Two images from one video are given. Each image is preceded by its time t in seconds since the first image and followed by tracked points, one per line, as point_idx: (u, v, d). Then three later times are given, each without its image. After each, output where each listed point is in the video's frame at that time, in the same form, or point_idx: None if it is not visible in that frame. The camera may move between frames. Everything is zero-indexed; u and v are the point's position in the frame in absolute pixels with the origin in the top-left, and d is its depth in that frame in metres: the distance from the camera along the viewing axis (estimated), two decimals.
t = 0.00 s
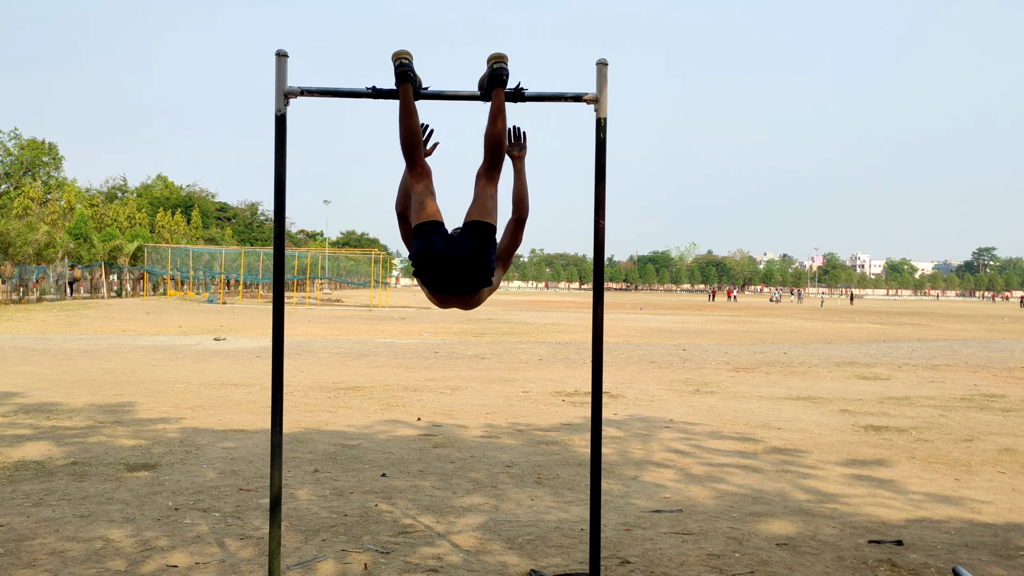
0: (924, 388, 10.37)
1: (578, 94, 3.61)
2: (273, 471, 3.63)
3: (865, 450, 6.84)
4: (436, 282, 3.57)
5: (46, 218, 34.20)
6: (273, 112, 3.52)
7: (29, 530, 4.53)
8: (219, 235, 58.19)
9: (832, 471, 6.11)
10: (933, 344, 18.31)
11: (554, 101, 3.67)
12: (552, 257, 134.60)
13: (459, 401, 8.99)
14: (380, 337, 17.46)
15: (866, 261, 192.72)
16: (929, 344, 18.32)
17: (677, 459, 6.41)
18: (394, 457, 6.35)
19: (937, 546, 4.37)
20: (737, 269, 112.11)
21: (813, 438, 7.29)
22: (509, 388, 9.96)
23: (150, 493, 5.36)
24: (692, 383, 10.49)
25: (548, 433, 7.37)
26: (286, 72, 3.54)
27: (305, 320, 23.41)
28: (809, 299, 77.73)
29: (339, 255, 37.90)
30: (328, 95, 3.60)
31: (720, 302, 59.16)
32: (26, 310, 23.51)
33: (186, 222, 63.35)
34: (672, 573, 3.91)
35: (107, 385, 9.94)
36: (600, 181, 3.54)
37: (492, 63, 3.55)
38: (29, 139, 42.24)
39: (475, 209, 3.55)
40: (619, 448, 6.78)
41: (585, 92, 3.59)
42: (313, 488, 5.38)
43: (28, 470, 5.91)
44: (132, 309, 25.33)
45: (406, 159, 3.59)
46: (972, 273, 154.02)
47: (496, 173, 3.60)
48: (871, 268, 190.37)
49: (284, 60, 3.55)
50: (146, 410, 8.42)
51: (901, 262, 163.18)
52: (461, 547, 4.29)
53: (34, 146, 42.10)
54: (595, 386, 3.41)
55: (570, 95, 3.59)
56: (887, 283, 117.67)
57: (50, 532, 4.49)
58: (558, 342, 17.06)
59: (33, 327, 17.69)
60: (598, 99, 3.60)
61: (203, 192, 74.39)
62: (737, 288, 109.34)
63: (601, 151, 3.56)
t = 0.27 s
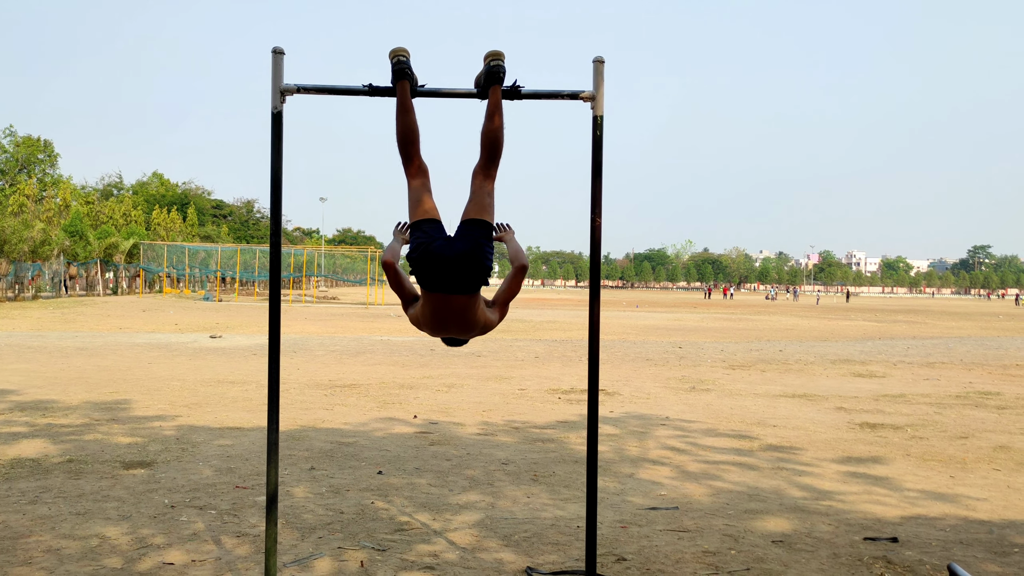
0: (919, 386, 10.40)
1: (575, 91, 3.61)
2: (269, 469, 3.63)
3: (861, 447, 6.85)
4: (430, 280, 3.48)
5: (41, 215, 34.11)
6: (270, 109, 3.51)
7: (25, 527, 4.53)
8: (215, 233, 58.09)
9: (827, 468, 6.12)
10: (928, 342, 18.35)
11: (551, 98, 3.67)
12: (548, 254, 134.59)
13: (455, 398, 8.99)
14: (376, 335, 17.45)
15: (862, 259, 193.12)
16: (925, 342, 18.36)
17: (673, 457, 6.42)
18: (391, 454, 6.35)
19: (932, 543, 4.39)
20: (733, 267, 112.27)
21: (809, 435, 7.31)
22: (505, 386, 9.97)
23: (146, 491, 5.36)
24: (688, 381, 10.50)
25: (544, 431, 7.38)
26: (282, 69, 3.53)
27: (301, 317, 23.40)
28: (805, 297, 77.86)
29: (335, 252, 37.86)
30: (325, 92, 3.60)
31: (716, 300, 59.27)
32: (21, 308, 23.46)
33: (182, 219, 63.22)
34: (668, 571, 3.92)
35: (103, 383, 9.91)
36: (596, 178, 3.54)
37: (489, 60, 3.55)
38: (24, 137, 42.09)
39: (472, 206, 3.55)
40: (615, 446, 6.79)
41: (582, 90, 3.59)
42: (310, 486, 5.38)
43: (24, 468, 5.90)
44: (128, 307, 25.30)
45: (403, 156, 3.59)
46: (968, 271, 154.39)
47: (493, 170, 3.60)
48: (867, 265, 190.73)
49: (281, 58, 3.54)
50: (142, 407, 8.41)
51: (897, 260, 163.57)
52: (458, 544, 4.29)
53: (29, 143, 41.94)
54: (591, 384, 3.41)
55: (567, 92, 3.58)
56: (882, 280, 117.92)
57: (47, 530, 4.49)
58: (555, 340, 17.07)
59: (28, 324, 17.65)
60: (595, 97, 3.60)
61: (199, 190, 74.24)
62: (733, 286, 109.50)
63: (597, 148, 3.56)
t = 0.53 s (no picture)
0: (915, 383, 10.42)
1: (571, 89, 3.61)
2: (265, 468, 3.62)
3: (856, 445, 6.87)
4: (425, 281, 3.46)
5: (37, 213, 34.00)
6: (266, 107, 3.50)
7: (20, 526, 4.51)
8: (211, 230, 57.96)
9: (823, 466, 6.13)
10: (924, 340, 18.39)
11: (547, 96, 3.67)
12: (545, 252, 134.64)
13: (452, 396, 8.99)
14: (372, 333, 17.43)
15: (858, 257, 193.50)
16: (921, 340, 18.40)
17: (669, 455, 6.43)
18: (387, 452, 6.34)
19: (928, 541, 4.40)
20: (730, 265, 112.45)
21: (805, 433, 7.32)
22: (501, 384, 9.97)
23: (142, 489, 5.34)
24: (685, 379, 10.52)
25: (541, 429, 7.37)
26: (278, 67, 3.52)
27: (297, 315, 23.36)
28: (801, 295, 77.96)
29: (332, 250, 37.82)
30: (320, 90, 3.59)
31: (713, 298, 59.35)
32: (16, 305, 23.39)
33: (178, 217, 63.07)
34: (665, 568, 3.92)
35: (98, 381, 9.88)
36: (593, 176, 3.53)
37: (486, 57, 3.54)
38: (20, 134, 41.95)
39: (467, 205, 3.55)
40: (611, 444, 6.79)
41: (578, 88, 3.59)
42: (306, 484, 5.37)
43: (19, 466, 5.89)
44: (124, 304, 25.25)
45: (398, 154, 3.57)
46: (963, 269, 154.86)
47: (489, 168, 3.60)
48: (863, 263, 191.11)
49: (277, 55, 3.53)
50: (138, 405, 8.39)
51: (892, 258, 163.96)
52: (454, 543, 4.29)
53: (24, 140, 41.77)
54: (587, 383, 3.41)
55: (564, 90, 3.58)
56: (878, 278, 118.16)
57: (42, 529, 4.47)
58: (551, 338, 17.08)
59: (24, 322, 17.60)
60: (591, 94, 3.60)
61: (195, 187, 74.06)
62: (730, 283, 109.66)
63: (594, 146, 3.56)
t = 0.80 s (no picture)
0: (913, 383, 10.43)
1: (569, 88, 3.61)
2: (263, 467, 3.61)
3: (855, 444, 6.87)
4: (421, 282, 3.47)
5: (34, 212, 33.94)
6: (264, 106, 3.50)
7: (18, 525, 4.50)
8: (209, 230, 57.90)
9: (821, 465, 6.13)
10: (922, 339, 18.41)
11: (546, 95, 3.66)
12: (542, 252, 134.91)
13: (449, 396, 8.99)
14: (370, 332, 17.43)
15: (856, 256, 193.80)
16: (919, 339, 18.42)
17: (668, 454, 6.42)
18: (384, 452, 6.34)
19: (926, 540, 4.40)
20: (728, 265, 112.58)
21: (803, 433, 7.33)
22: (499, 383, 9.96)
23: (140, 489, 5.34)
24: (683, 378, 10.53)
25: (539, 429, 7.38)
26: (276, 66, 3.52)
27: (295, 315, 23.34)
28: (798, 295, 78.07)
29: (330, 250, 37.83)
30: (318, 89, 3.58)
31: (710, 298, 59.42)
32: (13, 304, 23.33)
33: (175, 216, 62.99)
34: (663, 568, 3.92)
35: (96, 380, 9.87)
36: (590, 176, 3.53)
37: (483, 56, 3.54)
38: (17, 133, 41.89)
39: (463, 204, 3.54)
40: (609, 443, 6.79)
41: (576, 87, 3.58)
42: (304, 483, 5.37)
43: (16, 465, 5.88)
44: (121, 304, 25.21)
45: (395, 154, 3.56)
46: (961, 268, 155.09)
47: (485, 168, 3.59)
48: (861, 263, 191.34)
49: (274, 54, 3.53)
50: (135, 405, 8.37)
51: (890, 258, 164.24)
52: (452, 541, 4.29)
53: (21, 139, 41.72)
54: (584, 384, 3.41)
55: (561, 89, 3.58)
56: (876, 278, 118.32)
57: (39, 528, 4.47)
58: (549, 337, 17.09)
59: (21, 321, 17.58)
60: (589, 94, 3.60)
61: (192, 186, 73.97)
62: (728, 283, 109.79)
63: (592, 145, 3.55)
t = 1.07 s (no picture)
0: (911, 385, 10.45)
1: (568, 91, 3.61)
2: (262, 469, 3.61)
3: (853, 446, 6.88)
4: (418, 284, 3.50)
5: (33, 214, 33.92)
6: (262, 108, 3.50)
7: (16, 527, 4.50)
8: (208, 231, 57.84)
9: (818, 467, 6.14)
10: (921, 341, 18.43)
11: (544, 97, 3.67)
12: (541, 254, 134.99)
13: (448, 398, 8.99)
14: (369, 334, 17.42)
15: (854, 258, 193.97)
16: (918, 341, 18.44)
17: (666, 456, 6.43)
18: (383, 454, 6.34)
19: (924, 542, 4.41)
20: (726, 266, 112.57)
21: (801, 434, 7.34)
22: (498, 385, 9.96)
23: (138, 491, 5.34)
24: (681, 380, 10.54)
25: (537, 430, 7.38)
26: (275, 68, 3.52)
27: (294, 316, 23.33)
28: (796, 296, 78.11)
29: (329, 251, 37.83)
30: (317, 91, 3.59)
31: (709, 299, 59.42)
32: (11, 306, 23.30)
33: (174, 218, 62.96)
34: (661, 570, 3.92)
35: (95, 382, 9.87)
36: (589, 177, 3.54)
37: (482, 59, 3.55)
38: (16, 135, 41.87)
39: (461, 208, 3.53)
40: (607, 445, 6.80)
41: (574, 89, 3.59)
42: (302, 485, 5.37)
43: (15, 467, 5.88)
44: (120, 306, 25.18)
45: (393, 157, 3.57)
46: (958, 270, 155.23)
47: (483, 170, 3.59)
48: (859, 265, 191.46)
49: (273, 56, 3.53)
50: (134, 407, 8.37)
51: (888, 260, 164.35)
52: (450, 543, 4.30)
53: (20, 141, 41.72)
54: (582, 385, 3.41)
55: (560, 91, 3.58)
56: (874, 280, 118.40)
57: (38, 530, 4.46)
58: (548, 339, 17.09)
59: (19, 323, 17.57)
60: (588, 96, 3.60)
61: (191, 188, 73.94)
62: (726, 284, 109.84)
63: (590, 147, 3.56)
